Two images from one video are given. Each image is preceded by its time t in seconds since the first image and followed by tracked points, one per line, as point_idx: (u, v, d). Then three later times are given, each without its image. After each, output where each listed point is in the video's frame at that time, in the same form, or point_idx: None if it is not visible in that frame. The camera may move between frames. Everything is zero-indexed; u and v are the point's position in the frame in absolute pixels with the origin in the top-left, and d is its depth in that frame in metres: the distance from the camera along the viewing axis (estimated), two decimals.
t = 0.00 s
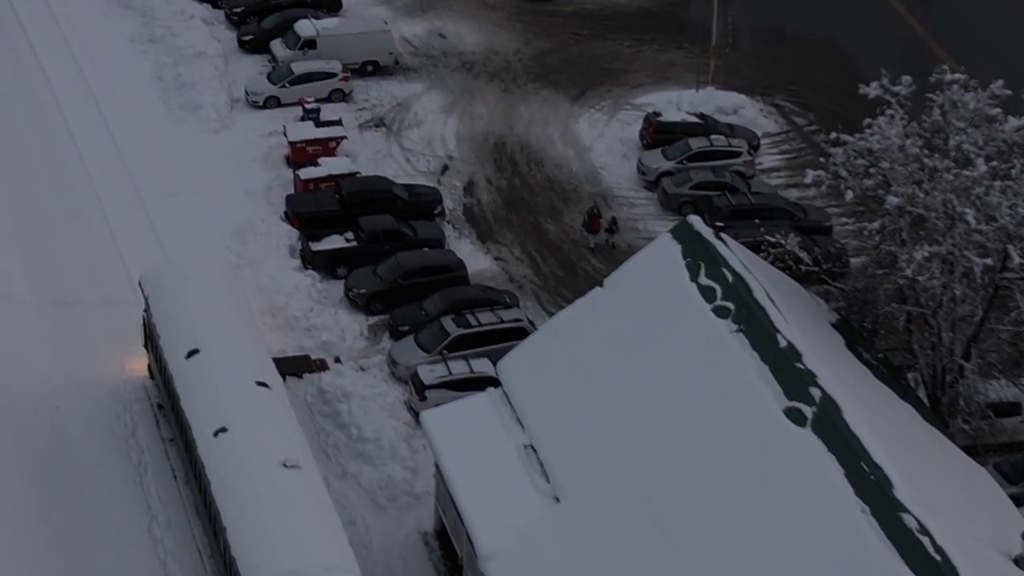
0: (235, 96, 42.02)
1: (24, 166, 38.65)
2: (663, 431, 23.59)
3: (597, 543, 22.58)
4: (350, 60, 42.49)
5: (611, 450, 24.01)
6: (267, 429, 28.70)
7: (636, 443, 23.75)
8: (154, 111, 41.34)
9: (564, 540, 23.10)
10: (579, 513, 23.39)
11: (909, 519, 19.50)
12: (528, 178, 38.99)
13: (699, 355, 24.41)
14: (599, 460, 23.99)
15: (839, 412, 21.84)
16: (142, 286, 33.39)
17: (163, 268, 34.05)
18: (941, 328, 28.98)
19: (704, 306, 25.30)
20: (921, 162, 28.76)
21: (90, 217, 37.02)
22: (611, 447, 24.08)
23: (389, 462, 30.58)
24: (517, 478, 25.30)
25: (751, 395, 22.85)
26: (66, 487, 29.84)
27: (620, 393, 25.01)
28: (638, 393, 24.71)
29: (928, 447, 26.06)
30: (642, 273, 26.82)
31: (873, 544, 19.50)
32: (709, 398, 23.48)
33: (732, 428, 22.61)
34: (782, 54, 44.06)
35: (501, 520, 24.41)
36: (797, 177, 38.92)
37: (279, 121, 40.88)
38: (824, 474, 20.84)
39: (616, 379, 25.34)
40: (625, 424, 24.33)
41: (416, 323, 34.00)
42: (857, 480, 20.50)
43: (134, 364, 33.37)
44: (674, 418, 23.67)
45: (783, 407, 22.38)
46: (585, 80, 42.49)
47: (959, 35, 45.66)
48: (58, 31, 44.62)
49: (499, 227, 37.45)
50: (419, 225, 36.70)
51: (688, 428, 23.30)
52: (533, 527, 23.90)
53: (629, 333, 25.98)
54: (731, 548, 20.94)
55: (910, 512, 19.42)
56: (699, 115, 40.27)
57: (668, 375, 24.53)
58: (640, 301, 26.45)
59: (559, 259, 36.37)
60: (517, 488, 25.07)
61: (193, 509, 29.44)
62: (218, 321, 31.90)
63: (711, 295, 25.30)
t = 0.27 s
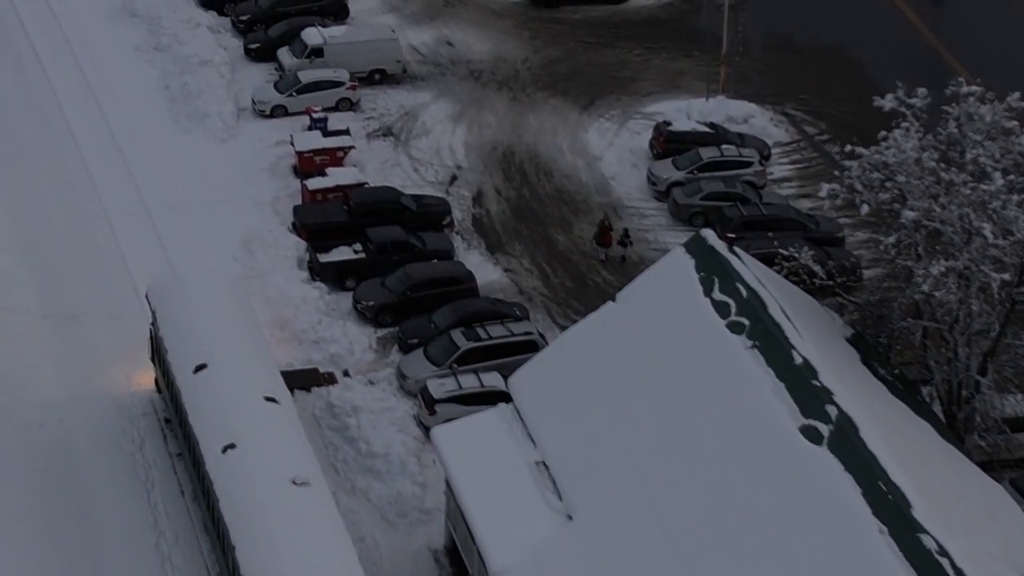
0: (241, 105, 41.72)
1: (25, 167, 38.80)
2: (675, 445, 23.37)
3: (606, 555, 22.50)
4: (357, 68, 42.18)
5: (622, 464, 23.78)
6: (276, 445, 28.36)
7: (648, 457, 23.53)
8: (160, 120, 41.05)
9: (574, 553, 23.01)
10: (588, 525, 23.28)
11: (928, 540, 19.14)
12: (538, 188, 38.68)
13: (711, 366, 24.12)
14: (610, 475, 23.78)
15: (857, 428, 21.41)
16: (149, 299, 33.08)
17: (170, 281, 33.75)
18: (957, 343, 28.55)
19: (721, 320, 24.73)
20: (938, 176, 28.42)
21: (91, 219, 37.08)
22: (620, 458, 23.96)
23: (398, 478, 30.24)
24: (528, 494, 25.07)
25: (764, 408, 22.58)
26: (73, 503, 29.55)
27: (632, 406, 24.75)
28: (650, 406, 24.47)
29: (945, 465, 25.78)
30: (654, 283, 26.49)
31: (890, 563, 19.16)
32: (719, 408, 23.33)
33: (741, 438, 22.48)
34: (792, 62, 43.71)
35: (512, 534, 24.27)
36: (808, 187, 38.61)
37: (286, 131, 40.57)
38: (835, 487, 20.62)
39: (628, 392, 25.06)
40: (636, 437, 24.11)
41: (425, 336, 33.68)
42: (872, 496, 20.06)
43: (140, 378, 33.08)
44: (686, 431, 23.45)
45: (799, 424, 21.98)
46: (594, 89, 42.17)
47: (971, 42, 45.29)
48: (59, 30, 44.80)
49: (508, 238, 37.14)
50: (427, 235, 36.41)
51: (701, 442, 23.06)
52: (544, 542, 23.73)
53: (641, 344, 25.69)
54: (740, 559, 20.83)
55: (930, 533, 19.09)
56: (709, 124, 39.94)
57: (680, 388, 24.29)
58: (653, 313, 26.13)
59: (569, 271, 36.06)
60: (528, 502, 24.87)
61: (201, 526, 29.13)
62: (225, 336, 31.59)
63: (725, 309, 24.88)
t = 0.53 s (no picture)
0: (247, 114, 41.40)
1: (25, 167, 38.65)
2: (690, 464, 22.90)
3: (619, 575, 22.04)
4: (363, 77, 41.86)
5: (636, 482, 23.31)
6: (284, 462, 27.99)
7: (662, 476, 23.05)
8: (165, 128, 40.71)
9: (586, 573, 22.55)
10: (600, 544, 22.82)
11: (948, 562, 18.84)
12: (546, 198, 38.34)
13: (726, 383, 23.70)
14: (623, 493, 23.31)
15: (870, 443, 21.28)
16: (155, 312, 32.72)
17: (176, 294, 33.39)
18: (973, 359, 28.18)
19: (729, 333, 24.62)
20: (953, 190, 28.00)
21: (91, 219, 37.02)
22: (632, 475, 23.51)
23: (407, 493, 29.88)
24: (539, 512, 24.62)
25: (781, 427, 22.13)
26: (78, 519, 29.17)
27: (645, 423, 24.29)
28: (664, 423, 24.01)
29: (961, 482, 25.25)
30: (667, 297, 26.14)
31: None
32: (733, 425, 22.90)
33: (756, 456, 22.05)
34: (802, 71, 43.38)
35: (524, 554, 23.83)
36: (818, 198, 38.24)
37: (292, 140, 40.24)
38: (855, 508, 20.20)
39: (640, 408, 24.60)
40: (648, 453, 23.67)
41: (434, 349, 33.35)
42: (888, 513, 19.83)
43: (146, 392, 32.71)
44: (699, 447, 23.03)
45: (815, 444, 21.59)
46: (602, 98, 41.87)
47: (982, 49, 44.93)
48: (58, 30, 44.61)
49: (517, 249, 36.81)
50: (435, 246, 36.09)
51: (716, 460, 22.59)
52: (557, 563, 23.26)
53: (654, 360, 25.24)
54: None
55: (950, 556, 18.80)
56: (719, 133, 39.61)
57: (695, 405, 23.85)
58: (666, 328, 25.72)
59: (578, 282, 35.74)
60: (540, 520, 24.41)
61: (207, 542, 28.74)
62: (232, 350, 31.26)
63: (738, 325, 24.51)
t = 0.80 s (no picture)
0: (253, 123, 41.08)
1: (24, 165, 38.94)
2: (707, 489, 22.20)
3: None
4: (369, 86, 41.52)
5: (652, 508, 22.62)
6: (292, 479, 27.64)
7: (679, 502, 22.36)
8: (170, 138, 40.41)
9: None
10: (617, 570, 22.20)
11: None
12: (555, 209, 38.00)
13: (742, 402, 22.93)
14: (639, 519, 22.62)
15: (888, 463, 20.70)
16: (161, 327, 32.43)
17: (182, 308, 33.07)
18: (989, 375, 27.72)
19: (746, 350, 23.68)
20: (969, 205, 27.77)
21: (92, 218, 37.15)
22: (647, 497, 22.85)
23: (416, 509, 29.49)
24: (550, 531, 23.83)
25: (799, 449, 21.51)
26: (84, 536, 28.82)
27: (659, 443, 23.53)
28: (679, 444, 23.24)
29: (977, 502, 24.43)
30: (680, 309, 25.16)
31: None
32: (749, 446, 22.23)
33: (775, 480, 21.42)
34: (812, 78, 43.02)
35: None
36: (829, 208, 37.88)
37: (298, 150, 39.94)
38: (879, 541, 19.57)
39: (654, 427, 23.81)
40: (663, 473, 23.00)
41: (442, 363, 33.04)
42: (908, 540, 19.33)
43: (152, 406, 32.38)
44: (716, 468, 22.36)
45: (830, 462, 21.17)
46: (610, 107, 41.58)
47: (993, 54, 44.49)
48: (58, 30, 44.74)
49: (525, 260, 36.48)
50: (443, 258, 35.78)
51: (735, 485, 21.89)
52: None
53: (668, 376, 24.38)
54: None
55: None
56: (729, 143, 39.29)
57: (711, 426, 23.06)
58: (679, 342, 24.79)
59: (587, 294, 35.42)
60: (550, 540, 23.67)
61: (214, 559, 28.33)
62: (239, 364, 30.92)
63: (752, 342, 23.71)
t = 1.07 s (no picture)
0: (258, 132, 40.73)
1: (24, 165, 38.91)
2: (725, 514, 21.25)
3: None
4: (376, 95, 41.19)
5: (667, 534, 21.67)
6: (301, 498, 27.26)
7: (696, 529, 21.41)
8: (175, 148, 40.05)
9: None
10: None
11: None
12: (563, 220, 37.70)
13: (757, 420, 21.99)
14: (654, 545, 21.67)
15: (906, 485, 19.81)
16: (168, 341, 32.10)
17: (188, 322, 32.70)
18: (1005, 393, 27.12)
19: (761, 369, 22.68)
20: (985, 220, 27.50)
21: (92, 217, 37.08)
22: (660, 517, 21.99)
23: (425, 527, 29.13)
24: (561, 551, 23.01)
25: (816, 469, 20.67)
26: (89, 553, 28.38)
27: (673, 464, 22.57)
28: (695, 466, 22.27)
29: (998, 524, 24.16)
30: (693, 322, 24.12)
31: None
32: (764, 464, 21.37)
33: (792, 501, 20.58)
34: (821, 87, 42.65)
35: None
36: (840, 219, 37.53)
37: (304, 160, 39.63)
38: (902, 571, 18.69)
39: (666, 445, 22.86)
40: (676, 492, 22.14)
41: (451, 377, 32.72)
42: (929, 563, 18.56)
43: (158, 421, 31.99)
44: (730, 488, 21.51)
45: (847, 482, 20.32)
46: (618, 116, 41.22)
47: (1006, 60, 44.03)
48: (58, 31, 44.88)
49: (534, 272, 36.17)
50: (451, 270, 35.47)
51: (754, 511, 20.95)
52: None
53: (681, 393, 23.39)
54: None
55: None
56: (739, 153, 38.95)
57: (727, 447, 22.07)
58: (693, 357, 23.77)
59: (597, 307, 35.11)
60: (561, 561, 22.85)
61: None
62: (246, 380, 30.58)
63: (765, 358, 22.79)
